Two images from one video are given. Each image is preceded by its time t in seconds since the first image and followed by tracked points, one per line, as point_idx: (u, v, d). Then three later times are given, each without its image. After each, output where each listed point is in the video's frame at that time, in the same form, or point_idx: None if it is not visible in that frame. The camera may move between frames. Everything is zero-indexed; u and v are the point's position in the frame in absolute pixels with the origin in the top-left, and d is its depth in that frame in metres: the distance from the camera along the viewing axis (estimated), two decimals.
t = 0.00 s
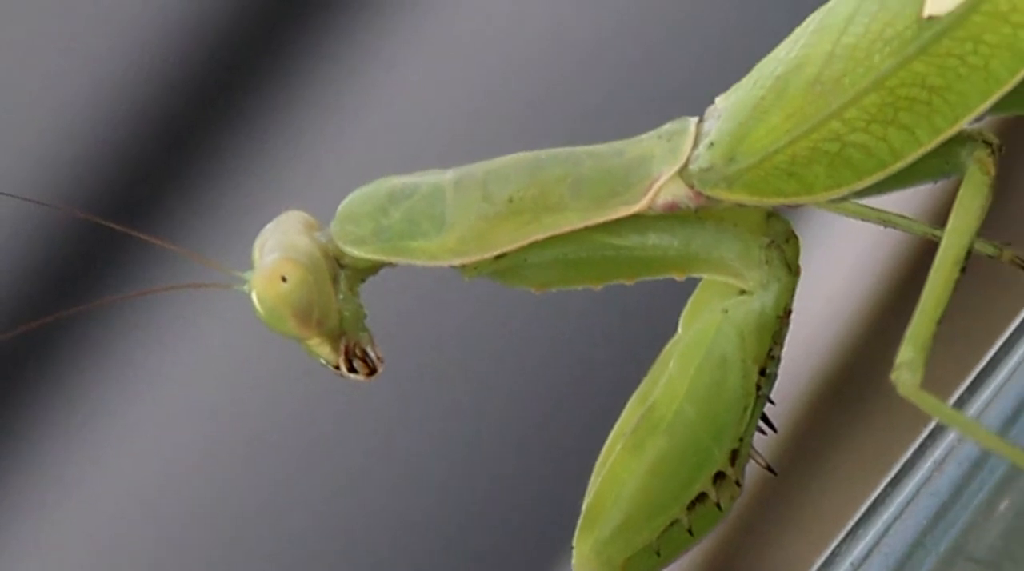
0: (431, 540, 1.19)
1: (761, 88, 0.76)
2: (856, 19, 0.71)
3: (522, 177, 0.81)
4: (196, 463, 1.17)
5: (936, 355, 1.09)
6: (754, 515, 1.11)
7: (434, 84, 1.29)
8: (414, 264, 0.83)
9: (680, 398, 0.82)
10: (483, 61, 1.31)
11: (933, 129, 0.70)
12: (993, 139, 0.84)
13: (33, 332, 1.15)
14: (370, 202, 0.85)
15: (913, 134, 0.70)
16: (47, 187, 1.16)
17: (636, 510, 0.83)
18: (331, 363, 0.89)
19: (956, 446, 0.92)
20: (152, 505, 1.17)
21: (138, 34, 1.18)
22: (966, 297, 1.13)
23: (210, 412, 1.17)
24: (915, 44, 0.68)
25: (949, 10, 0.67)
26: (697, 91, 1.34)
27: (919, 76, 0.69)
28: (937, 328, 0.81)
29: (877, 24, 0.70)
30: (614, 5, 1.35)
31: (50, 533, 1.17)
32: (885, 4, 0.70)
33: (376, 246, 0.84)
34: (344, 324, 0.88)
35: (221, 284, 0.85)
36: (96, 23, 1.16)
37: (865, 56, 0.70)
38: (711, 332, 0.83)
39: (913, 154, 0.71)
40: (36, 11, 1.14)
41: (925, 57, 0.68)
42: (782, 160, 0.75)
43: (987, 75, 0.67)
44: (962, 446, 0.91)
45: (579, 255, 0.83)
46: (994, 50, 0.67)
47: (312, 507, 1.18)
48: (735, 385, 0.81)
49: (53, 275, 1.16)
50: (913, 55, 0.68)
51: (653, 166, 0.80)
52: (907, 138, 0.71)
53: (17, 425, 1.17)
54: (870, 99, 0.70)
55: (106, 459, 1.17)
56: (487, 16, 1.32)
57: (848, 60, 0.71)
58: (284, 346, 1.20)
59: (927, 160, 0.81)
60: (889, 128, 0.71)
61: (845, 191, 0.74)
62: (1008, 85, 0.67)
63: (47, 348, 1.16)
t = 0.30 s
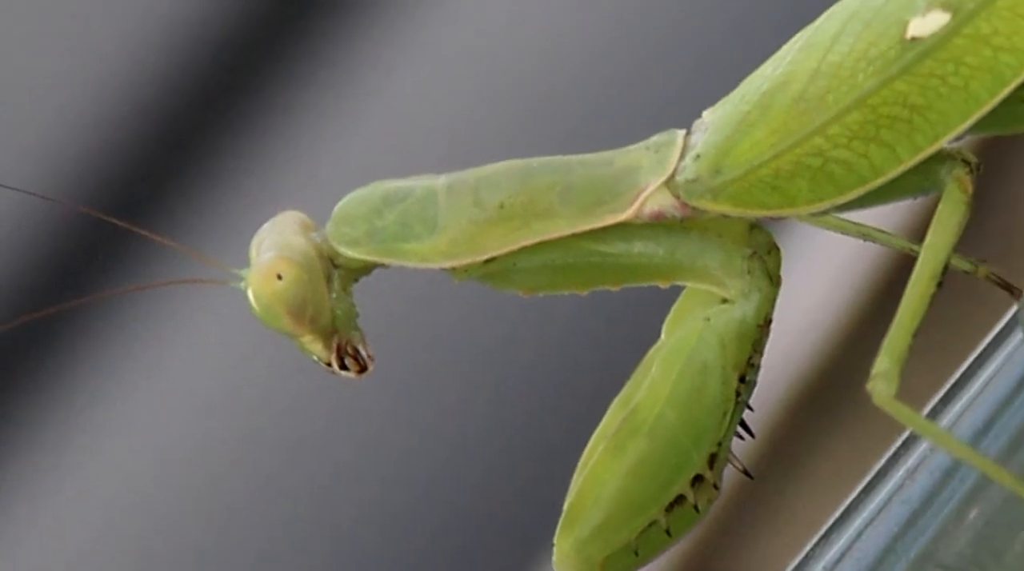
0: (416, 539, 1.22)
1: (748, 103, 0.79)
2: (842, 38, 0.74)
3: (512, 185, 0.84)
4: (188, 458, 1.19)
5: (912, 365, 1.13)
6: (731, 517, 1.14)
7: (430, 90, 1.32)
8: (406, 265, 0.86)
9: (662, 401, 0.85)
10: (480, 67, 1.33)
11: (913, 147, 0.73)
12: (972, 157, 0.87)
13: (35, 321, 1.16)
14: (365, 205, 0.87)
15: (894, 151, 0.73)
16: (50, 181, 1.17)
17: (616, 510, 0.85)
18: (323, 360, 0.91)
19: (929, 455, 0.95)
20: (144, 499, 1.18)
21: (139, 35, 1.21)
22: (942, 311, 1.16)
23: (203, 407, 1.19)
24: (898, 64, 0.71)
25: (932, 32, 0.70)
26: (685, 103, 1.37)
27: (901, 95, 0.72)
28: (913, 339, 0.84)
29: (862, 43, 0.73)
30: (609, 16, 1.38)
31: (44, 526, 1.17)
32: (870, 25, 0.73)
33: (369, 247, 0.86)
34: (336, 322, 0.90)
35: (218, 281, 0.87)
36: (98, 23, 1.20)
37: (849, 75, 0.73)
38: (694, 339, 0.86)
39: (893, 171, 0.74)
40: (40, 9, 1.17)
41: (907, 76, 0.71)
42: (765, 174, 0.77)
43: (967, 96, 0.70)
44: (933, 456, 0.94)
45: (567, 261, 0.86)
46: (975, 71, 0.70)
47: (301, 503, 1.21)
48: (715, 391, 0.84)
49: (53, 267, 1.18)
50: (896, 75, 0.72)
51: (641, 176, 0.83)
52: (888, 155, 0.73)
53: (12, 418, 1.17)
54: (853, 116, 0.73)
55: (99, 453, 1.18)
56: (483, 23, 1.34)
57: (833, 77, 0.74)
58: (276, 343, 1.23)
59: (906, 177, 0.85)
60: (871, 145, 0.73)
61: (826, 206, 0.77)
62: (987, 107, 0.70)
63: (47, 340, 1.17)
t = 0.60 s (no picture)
0: (404, 538, 1.24)
1: (734, 117, 0.82)
2: (827, 56, 0.77)
3: (503, 191, 0.87)
4: (181, 449, 1.22)
5: (888, 375, 1.15)
6: (708, 519, 1.17)
7: (425, 94, 1.34)
8: (398, 267, 0.88)
9: (644, 405, 0.88)
10: (476, 73, 1.35)
11: (895, 163, 0.76)
12: (952, 175, 0.90)
13: (33, 315, 1.22)
14: (360, 206, 0.90)
15: (876, 167, 0.76)
16: (52, 176, 1.21)
17: (597, 510, 0.88)
18: (316, 356, 0.94)
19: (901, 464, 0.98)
20: (135, 489, 1.21)
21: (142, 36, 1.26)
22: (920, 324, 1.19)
23: (197, 400, 1.22)
24: (882, 82, 0.75)
25: (917, 53, 0.74)
26: (684, 109, 1.37)
27: (884, 112, 0.75)
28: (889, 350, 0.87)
29: (848, 62, 0.76)
30: (607, 22, 1.39)
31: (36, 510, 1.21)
32: (855, 44, 0.77)
33: (363, 248, 0.89)
34: (330, 320, 0.93)
35: (215, 277, 0.89)
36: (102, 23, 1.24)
37: (834, 92, 0.76)
38: (677, 345, 0.88)
39: (874, 186, 0.77)
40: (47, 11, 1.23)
41: (891, 94, 0.75)
42: (750, 186, 0.80)
43: (948, 115, 0.74)
44: (907, 464, 0.97)
45: (554, 267, 0.88)
46: (956, 91, 0.74)
47: (290, 499, 1.23)
48: (696, 396, 0.87)
49: (53, 260, 1.22)
50: (880, 92, 0.75)
51: (629, 185, 0.86)
52: (870, 170, 0.77)
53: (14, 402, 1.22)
54: (837, 132, 0.76)
55: (95, 441, 1.22)
56: (480, 29, 1.37)
57: (818, 94, 0.77)
58: (269, 340, 1.25)
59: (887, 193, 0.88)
60: (854, 160, 0.76)
61: (808, 218, 0.80)
62: (967, 126, 0.74)
63: (49, 330, 1.23)
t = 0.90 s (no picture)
0: (390, 534, 1.26)
1: (722, 129, 0.84)
2: (813, 73, 0.80)
3: (495, 196, 0.89)
4: (173, 441, 1.24)
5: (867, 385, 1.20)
6: (687, 521, 1.19)
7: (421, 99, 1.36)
8: (391, 267, 0.91)
9: (627, 408, 0.91)
10: (473, 80, 1.37)
11: (877, 178, 0.78)
12: (933, 192, 0.93)
13: (33, 306, 1.25)
14: (356, 208, 0.92)
15: (858, 182, 0.79)
16: (55, 172, 1.24)
17: (578, 509, 0.90)
18: (309, 353, 0.96)
19: (876, 471, 1.01)
20: (127, 480, 1.23)
21: (146, 37, 1.29)
22: (899, 336, 1.22)
23: (190, 393, 1.24)
24: (866, 99, 0.77)
25: (901, 71, 0.76)
26: (675, 119, 1.40)
27: (867, 129, 0.78)
28: (866, 361, 0.91)
29: (833, 78, 0.79)
30: (603, 30, 1.41)
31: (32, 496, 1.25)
32: (841, 61, 0.80)
33: (358, 249, 0.91)
34: (323, 317, 0.95)
35: (213, 274, 0.91)
36: (107, 22, 1.27)
37: (819, 107, 0.79)
38: (660, 350, 0.91)
39: (856, 201, 0.79)
40: (52, 9, 1.25)
41: (874, 111, 0.77)
42: (736, 198, 0.83)
43: (930, 132, 0.77)
44: (881, 472, 1.00)
45: (543, 271, 0.90)
46: (938, 110, 0.76)
47: (278, 493, 1.25)
48: (678, 400, 0.90)
49: (54, 253, 1.24)
50: (863, 109, 0.78)
51: (617, 194, 0.89)
52: (852, 185, 0.79)
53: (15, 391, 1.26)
54: (822, 147, 0.79)
55: (89, 431, 1.25)
56: (477, 35, 1.39)
57: (804, 109, 0.80)
58: (262, 335, 1.27)
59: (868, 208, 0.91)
60: (837, 174, 0.79)
61: (791, 230, 0.82)
62: (948, 144, 0.76)
63: (49, 319, 1.26)
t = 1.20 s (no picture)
0: (375, 530, 1.28)
1: (710, 141, 0.87)
2: (800, 88, 0.83)
3: (488, 201, 0.92)
4: (165, 434, 1.26)
5: (845, 393, 1.23)
6: (667, 523, 1.22)
7: (419, 103, 1.38)
8: (384, 267, 0.94)
9: (611, 411, 0.93)
10: (470, 86, 1.39)
11: (860, 193, 0.81)
12: (912, 207, 0.97)
13: (35, 296, 1.27)
14: (351, 208, 0.95)
15: (841, 196, 0.82)
16: (58, 167, 1.27)
17: (561, 508, 0.93)
18: (302, 349, 0.99)
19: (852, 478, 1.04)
20: (119, 470, 1.26)
21: (145, 36, 1.31)
22: (879, 349, 1.25)
23: (185, 386, 1.27)
24: (851, 115, 0.80)
25: (886, 89, 0.79)
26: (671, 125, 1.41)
27: (851, 144, 0.80)
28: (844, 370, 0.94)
29: (819, 94, 0.82)
30: (600, 37, 1.43)
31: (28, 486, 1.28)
32: (827, 77, 0.82)
33: (352, 249, 0.94)
34: (317, 314, 0.98)
35: (211, 270, 0.94)
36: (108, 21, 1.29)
37: (805, 122, 0.82)
38: (644, 354, 0.94)
39: (839, 214, 0.82)
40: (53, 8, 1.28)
41: (859, 127, 0.80)
42: (721, 209, 0.85)
43: (912, 149, 0.80)
44: (856, 479, 1.03)
45: (532, 275, 0.93)
46: (920, 128, 0.79)
47: (266, 488, 1.27)
48: (660, 404, 0.92)
49: (54, 246, 1.27)
50: (848, 125, 0.80)
51: (607, 202, 0.91)
52: (835, 199, 0.82)
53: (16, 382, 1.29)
54: (806, 160, 0.82)
55: (85, 423, 1.27)
56: (473, 39, 1.41)
57: (790, 123, 0.82)
58: (255, 330, 1.29)
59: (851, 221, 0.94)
60: (821, 188, 0.82)
61: (775, 242, 0.85)
62: (929, 161, 0.79)
63: (48, 311, 1.29)
